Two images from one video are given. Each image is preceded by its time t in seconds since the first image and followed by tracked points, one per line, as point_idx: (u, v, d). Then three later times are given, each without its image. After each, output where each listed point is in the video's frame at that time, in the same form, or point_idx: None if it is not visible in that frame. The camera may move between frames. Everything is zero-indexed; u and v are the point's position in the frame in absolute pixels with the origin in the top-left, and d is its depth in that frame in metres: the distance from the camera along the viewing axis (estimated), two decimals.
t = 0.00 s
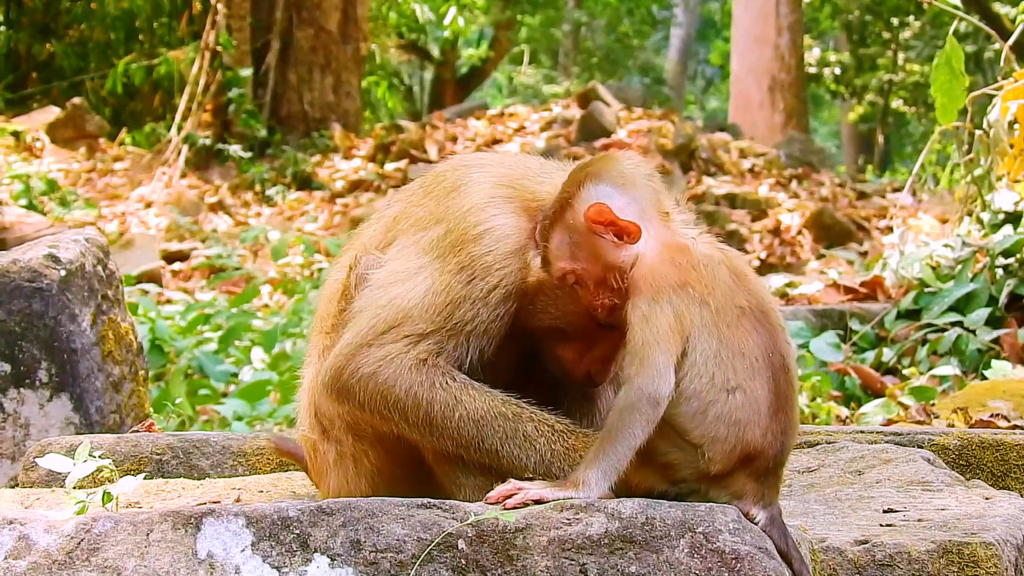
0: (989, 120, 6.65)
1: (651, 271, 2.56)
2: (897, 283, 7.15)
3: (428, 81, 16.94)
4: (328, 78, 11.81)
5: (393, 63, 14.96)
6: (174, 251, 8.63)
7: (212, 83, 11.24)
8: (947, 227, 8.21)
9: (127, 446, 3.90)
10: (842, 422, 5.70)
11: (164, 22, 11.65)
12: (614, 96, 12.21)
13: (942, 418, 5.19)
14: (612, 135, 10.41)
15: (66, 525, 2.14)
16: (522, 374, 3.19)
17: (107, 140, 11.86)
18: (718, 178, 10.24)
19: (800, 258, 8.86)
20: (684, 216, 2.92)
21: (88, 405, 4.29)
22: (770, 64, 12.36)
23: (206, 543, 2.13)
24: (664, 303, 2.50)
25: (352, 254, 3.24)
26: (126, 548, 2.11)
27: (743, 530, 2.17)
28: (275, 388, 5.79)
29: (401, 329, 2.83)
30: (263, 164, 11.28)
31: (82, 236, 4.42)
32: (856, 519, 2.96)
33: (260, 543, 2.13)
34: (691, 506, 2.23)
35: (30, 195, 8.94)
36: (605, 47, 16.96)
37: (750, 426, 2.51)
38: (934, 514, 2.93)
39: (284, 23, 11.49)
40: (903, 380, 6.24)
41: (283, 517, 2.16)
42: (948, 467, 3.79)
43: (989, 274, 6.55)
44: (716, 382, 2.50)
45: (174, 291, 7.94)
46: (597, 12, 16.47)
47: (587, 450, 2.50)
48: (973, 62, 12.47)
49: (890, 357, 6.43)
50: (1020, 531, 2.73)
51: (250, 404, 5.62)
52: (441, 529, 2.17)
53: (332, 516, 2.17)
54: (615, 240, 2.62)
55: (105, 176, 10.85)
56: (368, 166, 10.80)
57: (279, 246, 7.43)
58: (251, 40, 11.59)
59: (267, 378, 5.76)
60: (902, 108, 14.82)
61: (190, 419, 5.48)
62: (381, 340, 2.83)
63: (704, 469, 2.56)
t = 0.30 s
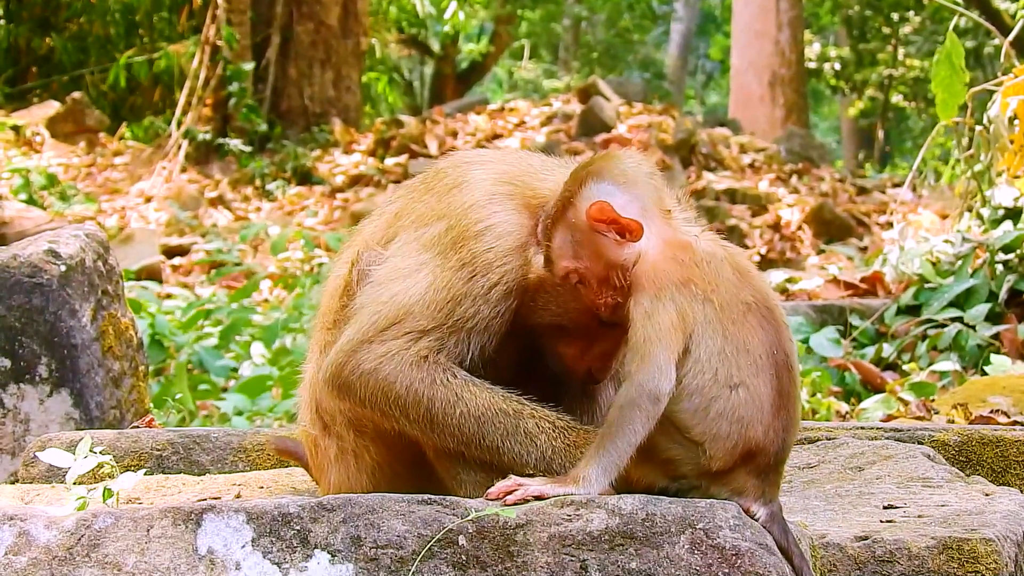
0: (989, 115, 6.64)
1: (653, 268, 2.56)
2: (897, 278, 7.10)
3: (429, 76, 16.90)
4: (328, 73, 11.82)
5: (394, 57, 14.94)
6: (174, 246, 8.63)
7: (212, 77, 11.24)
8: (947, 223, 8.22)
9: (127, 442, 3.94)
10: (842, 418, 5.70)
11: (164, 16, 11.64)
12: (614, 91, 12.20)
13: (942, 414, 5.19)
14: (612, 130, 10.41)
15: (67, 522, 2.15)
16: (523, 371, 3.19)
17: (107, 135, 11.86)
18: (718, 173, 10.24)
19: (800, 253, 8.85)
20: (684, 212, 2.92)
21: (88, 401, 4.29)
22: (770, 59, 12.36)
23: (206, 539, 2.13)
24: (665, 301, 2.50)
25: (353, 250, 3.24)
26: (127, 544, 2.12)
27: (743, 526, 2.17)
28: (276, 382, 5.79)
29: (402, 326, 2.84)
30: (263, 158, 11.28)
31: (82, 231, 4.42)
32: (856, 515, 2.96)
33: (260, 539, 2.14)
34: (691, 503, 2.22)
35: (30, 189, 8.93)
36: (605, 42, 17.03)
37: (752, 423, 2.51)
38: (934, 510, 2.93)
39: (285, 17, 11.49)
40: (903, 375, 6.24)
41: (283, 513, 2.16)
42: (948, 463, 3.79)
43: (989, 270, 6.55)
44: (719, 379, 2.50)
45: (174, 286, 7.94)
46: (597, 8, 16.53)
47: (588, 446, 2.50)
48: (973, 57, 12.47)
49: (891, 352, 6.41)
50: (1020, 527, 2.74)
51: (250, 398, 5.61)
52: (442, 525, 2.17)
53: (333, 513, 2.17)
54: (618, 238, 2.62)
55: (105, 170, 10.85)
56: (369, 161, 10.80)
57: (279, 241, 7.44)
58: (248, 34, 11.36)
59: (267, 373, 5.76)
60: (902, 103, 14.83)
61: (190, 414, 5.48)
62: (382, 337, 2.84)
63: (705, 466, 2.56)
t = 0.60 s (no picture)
0: (986, 111, 6.64)
1: (650, 263, 2.55)
2: (895, 274, 7.12)
3: (426, 72, 16.87)
4: (326, 68, 11.82)
5: (392, 53, 14.90)
6: (172, 241, 8.61)
7: (210, 73, 11.22)
8: (944, 219, 8.22)
9: (123, 437, 3.92)
10: (839, 413, 5.70)
11: (161, 12, 11.62)
12: (612, 86, 12.19)
13: (940, 410, 5.19)
14: (609, 126, 10.40)
15: (63, 517, 2.15)
16: (520, 367, 3.19)
17: (105, 130, 11.85)
18: (716, 169, 10.24)
19: (797, 249, 8.85)
20: (680, 206, 2.91)
21: (86, 396, 4.29)
22: (768, 55, 12.35)
23: (202, 535, 2.13)
24: (662, 296, 2.49)
25: (350, 246, 3.23)
26: (122, 540, 2.11)
27: (740, 522, 2.17)
28: (273, 378, 5.78)
29: (399, 321, 2.83)
30: (260, 154, 11.27)
31: (79, 226, 4.41)
32: (853, 510, 2.96)
33: (257, 534, 2.13)
34: (688, 498, 2.23)
35: (27, 185, 8.91)
36: (602, 37, 16.85)
37: (746, 420, 2.51)
38: (931, 506, 2.93)
39: (282, 13, 11.48)
40: (900, 371, 6.24)
41: (279, 509, 2.16)
42: (945, 459, 3.79)
43: (986, 265, 6.55)
44: (715, 375, 2.50)
45: (171, 282, 7.93)
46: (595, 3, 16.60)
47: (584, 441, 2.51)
48: (971, 53, 12.48)
49: (888, 348, 6.43)
50: (1018, 523, 2.73)
51: (248, 393, 5.60)
52: (438, 521, 2.17)
53: (329, 508, 2.17)
54: (613, 235, 2.62)
55: (103, 166, 10.83)
56: (366, 156, 10.80)
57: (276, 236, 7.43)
58: (247, 30, 11.40)
59: (265, 369, 5.77)
60: (900, 98, 14.84)
61: (187, 410, 5.50)
62: (379, 333, 2.83)
63: (701, 462, 2.56)
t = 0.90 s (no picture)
0: (982, 111, 6.65)
1: (651, 264, 2.55)
2: (891, 275, 7.17)
3: (423, 71, 16.84)
4: (322, 68, 11.79)
5: (387, 53, 14.88)
6: (168, 241, 8.59)
7: (206, 72, 11.22)
8: (940, 219, 8.23)
9: (120, 438, 3.92)
10: (836, 414, 5.70)
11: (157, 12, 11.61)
12: (608, 86, 12.19)
13: (937, 411, 5.19)
14: (606, 126, 10.40)
15: (61, 517, 2.14)
16: (516, 367, 3.18)
17: (101, 130, 11.83)
18: (712, 168, 10.25)
19: (793, 249, 8.86)
20: (680, 205, 2.91)
21: (82, 396, 4.28)
22: (764, 55, 12.36)
23: (200, 535, 2.13)
24: (664, 298, 2.50)
25: (342, 247, 3.22)
26: (120, 540, 2.11)
27: (738, 522, 2.16)
28: (270, 378, 5.78)
29: (388, 312, 2.82)
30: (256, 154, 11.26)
31: (76, 226, 4.40)
32: (851, 511, 2.97)
33: (254, 535, 2.13)
34: (686, 499, 2.22)
35: (23, 185, 8.89)
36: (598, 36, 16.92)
37: (746, 422, 2.51)
38: (928, 507, 2.93)
39: (278, 13, 11.48)
40: (896, 372, 6.25)
41: (277, 509, 2.16)
42: (942, 460, 3.79)
43: (983, 266, 6.56)
44: (715, 377, 2.50)
45: (167, 281, 7.91)
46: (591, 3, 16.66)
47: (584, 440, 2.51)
48: (967, 53, 12.49)
49: (884, 348, 6.44)
50: (1014, 524, 2.74)
51: (244, 393, 5.59)
52: (436, 522, 2.16)
53: (327, 508, 2.16)
54: (615, 234, 2.62)
55: (99, 165, 10.82)
56: (362, 156, 10.80)
57: (271, 236, 7.41)
58: (243, 29, 11.39)
59: (261, 369, 5.77)
60: (895, 99, 14.85)
61: (183, 410, 5.50)
62: (367, 322, 2.82)
63: (699, 463, 2.56)
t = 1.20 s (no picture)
0: (980, 113, 6.66)
1: (647, 267, 2.55)
2: (889, 276, 7.12)
3: (420, 73, 16.83)
4: (320, 70, 11.77)
5: (386, 55, 14.88)
6: (166, 243, 8.60)
7: (204, 74, 11.22)
8: (939, 221, 8.23)
9: (119, 439, 3.92)
10: (835, 416, 5.70)
11: (156, 13, 11.62)
12: (606, 88, 12.19)
13: (935, 412, 5.20)
14: (604, 128, 10.41)
15: (59, 520, 2.14)
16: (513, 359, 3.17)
17: (99, 131, 11.82)
18: (710, 171, 10.26)
19: (791, 250, 8.86)
20: (676, 207, 2.90)
21: (81, 398, 4.28)
22: (762, 56, 12.38)
23: (199, 537, 2.13)
24: (660, 299, 2.50)
25: (326, 243, 3.22)
26: (119, 542, 2.11)
27: (736, 525, 2.16)
28: (268, 380, 5.76)
29: (377, 287, 2.84)
30: (255, 155, 11.25)
31: (74, 228, 4.40)
32: (850, 514, 2.97)
33: (253, 537, 2.13)
34: (684, 501, 2.22)
35: (21, 186, 8.89)
36: (597, 40, 17.10)
37: (744, 423, 2.51)
38: (927, 509, 2.93)
39: (276, 15, 11.49)
40: (895, 374, 6.25)
41: (276, 511, 2.15)
42: (940, 462, 3.79)
43: (981, 268, 6.57)
44: (712, 378, 2.49)
45: (166, 283, 7.90)
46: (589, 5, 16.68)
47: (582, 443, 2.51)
48: (965, 55, 12.51)
49: (883, 350, 6.44)
50: (1012, 527, 2.74)
51: (242, 396, 5.59)
52: (435, 524, 2.16)
53: (325, 511, 2.16)
54: (604, 240, 2.61)
55: (97, 167, 10.81)
56: (360, 158, 10.81)
57: (270, 238, 7.41)
58: (241, 31, 11.39)
59: (260, 371, 5.75)
60: (894, 101, 14.86)
61: (182, 412, 5.50)
62: (355, 297, 2.84)
63: (697, 464, 2.57)
